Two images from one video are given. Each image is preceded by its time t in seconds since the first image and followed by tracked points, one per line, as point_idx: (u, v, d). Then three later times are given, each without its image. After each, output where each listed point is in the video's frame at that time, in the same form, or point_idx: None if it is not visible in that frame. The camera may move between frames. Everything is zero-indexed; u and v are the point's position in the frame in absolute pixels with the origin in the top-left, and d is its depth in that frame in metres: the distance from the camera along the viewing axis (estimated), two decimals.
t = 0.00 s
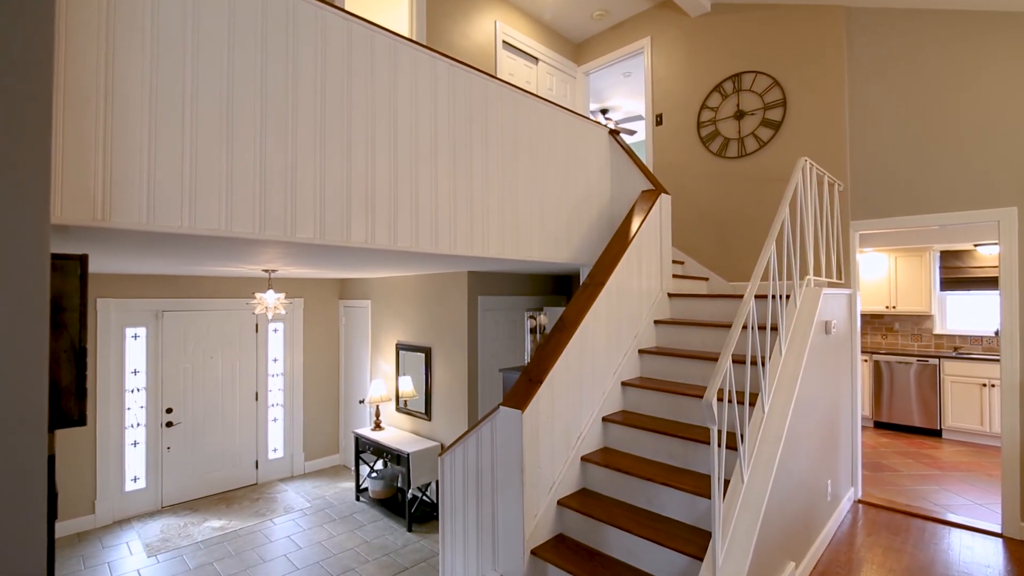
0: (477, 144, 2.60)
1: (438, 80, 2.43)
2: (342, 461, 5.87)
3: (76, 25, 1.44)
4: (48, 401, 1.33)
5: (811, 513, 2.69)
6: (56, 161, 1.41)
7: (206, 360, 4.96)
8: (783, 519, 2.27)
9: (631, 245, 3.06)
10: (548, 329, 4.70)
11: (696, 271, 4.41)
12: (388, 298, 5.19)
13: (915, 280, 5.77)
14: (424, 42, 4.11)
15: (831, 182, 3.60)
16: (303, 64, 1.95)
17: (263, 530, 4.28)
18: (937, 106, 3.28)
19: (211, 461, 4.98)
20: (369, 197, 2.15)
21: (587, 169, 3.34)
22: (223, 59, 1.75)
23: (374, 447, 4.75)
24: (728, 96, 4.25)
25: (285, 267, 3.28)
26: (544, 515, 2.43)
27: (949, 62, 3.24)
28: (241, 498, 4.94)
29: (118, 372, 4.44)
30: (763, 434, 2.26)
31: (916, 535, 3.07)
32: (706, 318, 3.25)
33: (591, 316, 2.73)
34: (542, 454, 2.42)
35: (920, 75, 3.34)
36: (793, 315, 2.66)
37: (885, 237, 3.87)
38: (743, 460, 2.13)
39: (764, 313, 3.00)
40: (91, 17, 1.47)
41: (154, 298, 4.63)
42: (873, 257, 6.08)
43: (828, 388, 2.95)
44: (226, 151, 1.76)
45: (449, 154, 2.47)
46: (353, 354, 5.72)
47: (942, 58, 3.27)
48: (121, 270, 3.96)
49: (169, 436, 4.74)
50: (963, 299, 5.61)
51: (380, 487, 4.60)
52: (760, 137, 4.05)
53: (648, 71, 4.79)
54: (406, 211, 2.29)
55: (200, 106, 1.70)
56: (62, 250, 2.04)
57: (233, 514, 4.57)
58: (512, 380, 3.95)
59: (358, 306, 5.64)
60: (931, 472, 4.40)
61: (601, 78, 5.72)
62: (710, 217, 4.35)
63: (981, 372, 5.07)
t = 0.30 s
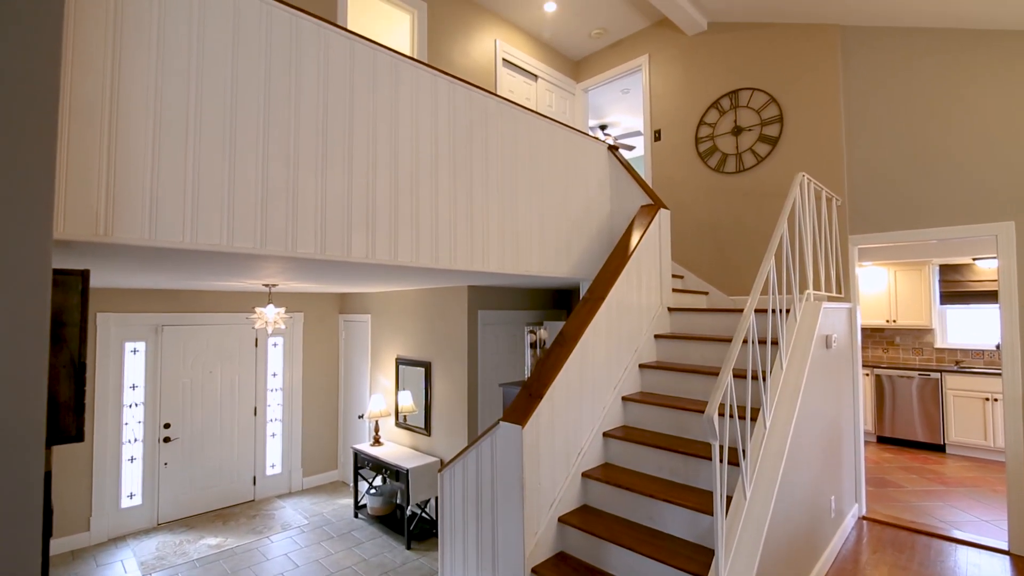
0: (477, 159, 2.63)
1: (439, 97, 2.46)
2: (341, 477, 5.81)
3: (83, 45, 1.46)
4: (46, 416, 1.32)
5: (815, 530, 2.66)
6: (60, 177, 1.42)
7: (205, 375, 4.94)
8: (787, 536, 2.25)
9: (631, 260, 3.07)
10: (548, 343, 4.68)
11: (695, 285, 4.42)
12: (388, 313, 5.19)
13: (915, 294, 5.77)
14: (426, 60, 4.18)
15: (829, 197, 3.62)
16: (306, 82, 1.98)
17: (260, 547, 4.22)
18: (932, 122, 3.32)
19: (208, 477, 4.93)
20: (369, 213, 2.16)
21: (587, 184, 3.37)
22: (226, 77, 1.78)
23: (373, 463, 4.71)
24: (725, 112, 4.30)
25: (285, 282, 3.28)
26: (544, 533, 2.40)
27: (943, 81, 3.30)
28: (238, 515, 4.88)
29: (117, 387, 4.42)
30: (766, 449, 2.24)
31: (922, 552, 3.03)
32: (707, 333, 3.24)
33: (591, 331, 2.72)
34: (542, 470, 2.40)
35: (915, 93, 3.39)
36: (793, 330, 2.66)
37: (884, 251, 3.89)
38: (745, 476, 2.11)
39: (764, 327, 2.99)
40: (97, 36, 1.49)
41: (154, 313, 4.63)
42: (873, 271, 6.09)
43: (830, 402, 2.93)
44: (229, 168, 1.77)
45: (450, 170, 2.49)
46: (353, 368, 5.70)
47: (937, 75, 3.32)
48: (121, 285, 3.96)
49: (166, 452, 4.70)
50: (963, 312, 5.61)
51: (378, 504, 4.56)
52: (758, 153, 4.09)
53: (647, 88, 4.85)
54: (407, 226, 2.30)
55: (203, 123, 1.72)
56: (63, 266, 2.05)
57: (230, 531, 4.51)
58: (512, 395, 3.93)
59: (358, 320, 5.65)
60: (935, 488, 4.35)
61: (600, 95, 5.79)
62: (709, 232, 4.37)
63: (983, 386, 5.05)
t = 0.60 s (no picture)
0: (477, 175, 2.65)
1: (439, 114, 2.49)
2: (339, 494, 5.75)
3: (90, 64, 1.49)
4: (44, 433, 1.31)
5: (819, 548, 2.63)
6: (63, 192, 1.43)
7: (203, 390, 4.91)
8: (790, 554, 2.22)
9: (631, 274, 3.08)
10: (548, 358, 4.67)
11: (695, 299, 4.42)
12: (388, 327, 5.19)
13: (915, 308, 5.78)
14: (427, 77, 4.24)
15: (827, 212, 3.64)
16: (309, 100, 2.01)
17: (257, 566, 4.16)
18: (928, 138, 3.36)
19: (204, 493, 4.88)
20: (370, 228, 2.17)
21: (586, 199, 3.40)
22: (230, 95, 1.80)
23: (371, 479, 4.66)
24: (723, 128, 4.34)
25: (285, 297, 3.29)
26: (545, 551, 2.36)
27: (938, 98, 3.35)
28: (235, 532, 4.82)
29: (115, 403, 4.39)
30: (768, 465, 2.22)
31: (928, 570, 2.99)
32: (707, 348, 3.24)
33: (592, 346, 2.72)
34: (543, 487, 2.38)
35: (911, 110, 3.43)
36: (793, 345, 2.65)
37: (883, 266, 3.90)
38: (748, 493, 2.09)
39: (764, 342, 2.99)
40: (104, 56, 1.52)
41: (154, 328, 4.62)
42: (873, 285, 6.10)
43: (832, 417, 2.92)
44: (231, 183, 1.79)
45: (450, 186, 2.51)
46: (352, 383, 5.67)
47: (931, 92, 3.37)
48: (122, 300, 3.97)
49: (163, 468, 4.66)
50: (964, 326, 5.60)
51: (376, 521, 4.58)
52: (755, 168, 4.13)
53: (645, 105, 4.92)
54: (408, 241, 2.31)
55: (206, 140, 1.74)
56: (64, 281, 2.06)
57: (226, 549, 4.45)
58: (512, 410, 3.91)
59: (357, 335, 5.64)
60: (941, 505, 4.30)
61: (599, 111, 5.86)
62: (709, 247, 4.39)
63: (986, 401, 5.02)
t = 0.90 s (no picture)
0: (477, 191, 2.67)
1: (440, 131, 2.52)
2: (337, 511, 5.68)
3: (96, 83, 1.51)
4: (41, 449, 1.30)
5: (824, 567, 2.58)
6: (67, 207, 1.44)
7: (202, 406, 4.88)
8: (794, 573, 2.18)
9: (631, 289, 3.09)
10: (548, 374, 4.60)
11: (695, 314, 4.41)
12: (388, 342, 5.18)
13: (916, 320, 5.77)
14: (428, 95, 4.30)
15: (825, 227, 3.66)
16: (311, 118, 2.04)
17: None
18: (924, 154, 3.40)
19: (201, 511, 4.82)
20: (370, 244, 2.18)
21: (586, 215, 3.42)
22: (233, 113, 1.83)
23: (370, 496, 4.62)
24: (720, 145, 4.39)
25: (285, 311, 3.29)
26: (546, 570, 2.33)
27: (932, 114, 3.39)
28: (231, 550, 4.75)
29: (113, 418, 4.36)
30: (771, 482, 2.20)
31: None
32: (708, 363, 3.23)
33: (591, 361, 2.71)
34: (543, 503, 2.35)
35: (906, 126, 3.48)
36: (794, 360, 2.64)
37: (882, 280, 3.90)
38: (751, 511, 2.06)
39: (765, 357, 2.98)
40: (110, 75, 1.55)
41: (153, 343, 4.62)
42: (873, 300, 6.11)
43: (834, 433, 2.89)
44: (233, 199, 1.81)
45: (450, 202, 2.53)
46: (351, 398, 5.64)
47: (925, 110, 3.41)
48: (123, 315, 3.97)
49: (159, 484, 4.61)
50: (965, 342, 5.60)
51: (374, 539, 4.48)
52: (754, 184, 4.16)
53: (643, 122, 4.98)
54: (408, 257, 2.32)
55: (209, 157, 1.76)
56: (65, 296, 2.06)
57: (222, 568, 4.38)
58: (512, 426, 3.88)
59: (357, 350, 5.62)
60: (946, 522, 4.25)
61: (598, 128, 5.93)
62: (708, 262, 4.40)
63: (989, 416, 4.99)
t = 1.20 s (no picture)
0: (477, 207, 2.69)
1: (441, 149, 2.55)
2: (335, 530, 5.60)
3: (101, 102, 1.54)
4: (37, 468, 1.29)
5: None
6: (70, 223, 1.45)
7: (200, 422, 4.85)
8: None
9: (631, 305, 3.09)
10: (548, 390, 4.71)
11: (696, 329, 4.40)
12: (388, 358, 5.17)
13: (917, 333, 5.77)
14: (429, 113, 4.36)
15: (824, 242, 3.67)
16: (313, 135, 2.06)
17: None
18: (920, 170, 3.43)
19: (197, 529, 4.76)
20: (370, 260, 2.19)
21: (585, 232, 3.44)
22: (236, 131, 1.85)
23: (368, 514, 4.56)
24: (718, 161, 4.43)
25: (285, 327, 3.28)
26: None
27: (927, 130, 3.44)
28: (227, 570, 4.67)
29: (110, 435, 4.32)
30: (774, 500, 2.18)
31: None
32: (709, 379, 3.21)
33: (592, 377, 2.70)
34: (544, 522, 2.32)
35: (901, 142, 3.52)
36: (795, 375, 2.63)
37: (882, 295, 3.91)
38: (754, 529, 2.04)
39: (766, 372, 2.97)
40: (116, 94, 1.57)
41: (153, 359, 4.60)
42: (872, 315, 6.15)
43: (837, 450, 2.87)
44: (234, 215, 1.82)
45: (450, 218, 2.55)
46: (350, 414, 5.61)
47: (920, 127, 3.46)
48: (123, 331, 3.96)
49: (155, 502, 4.55)
50: (968, 356, 5.57)
51: (373, 559, 4.45)
52: (752, 200, 4.19)
53: (642, 139, 5.03)
54: (408, 273, 2.33)
55: (212, 174, 1.77)
56: (66, 312, 2.06)
57: None
58: (512, 443, 3.85)
59: (356, 366, 5.60)
60: (953, 540, 4.19)
61: (597, 145, 6.00)
62: (708, 277, 4.41)
63: (993, 432, 4.95)
